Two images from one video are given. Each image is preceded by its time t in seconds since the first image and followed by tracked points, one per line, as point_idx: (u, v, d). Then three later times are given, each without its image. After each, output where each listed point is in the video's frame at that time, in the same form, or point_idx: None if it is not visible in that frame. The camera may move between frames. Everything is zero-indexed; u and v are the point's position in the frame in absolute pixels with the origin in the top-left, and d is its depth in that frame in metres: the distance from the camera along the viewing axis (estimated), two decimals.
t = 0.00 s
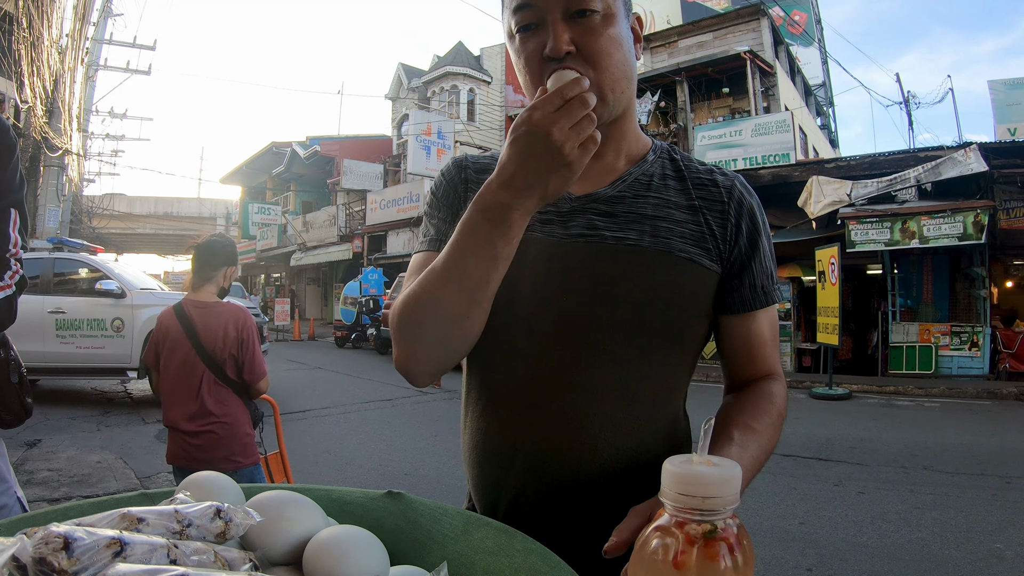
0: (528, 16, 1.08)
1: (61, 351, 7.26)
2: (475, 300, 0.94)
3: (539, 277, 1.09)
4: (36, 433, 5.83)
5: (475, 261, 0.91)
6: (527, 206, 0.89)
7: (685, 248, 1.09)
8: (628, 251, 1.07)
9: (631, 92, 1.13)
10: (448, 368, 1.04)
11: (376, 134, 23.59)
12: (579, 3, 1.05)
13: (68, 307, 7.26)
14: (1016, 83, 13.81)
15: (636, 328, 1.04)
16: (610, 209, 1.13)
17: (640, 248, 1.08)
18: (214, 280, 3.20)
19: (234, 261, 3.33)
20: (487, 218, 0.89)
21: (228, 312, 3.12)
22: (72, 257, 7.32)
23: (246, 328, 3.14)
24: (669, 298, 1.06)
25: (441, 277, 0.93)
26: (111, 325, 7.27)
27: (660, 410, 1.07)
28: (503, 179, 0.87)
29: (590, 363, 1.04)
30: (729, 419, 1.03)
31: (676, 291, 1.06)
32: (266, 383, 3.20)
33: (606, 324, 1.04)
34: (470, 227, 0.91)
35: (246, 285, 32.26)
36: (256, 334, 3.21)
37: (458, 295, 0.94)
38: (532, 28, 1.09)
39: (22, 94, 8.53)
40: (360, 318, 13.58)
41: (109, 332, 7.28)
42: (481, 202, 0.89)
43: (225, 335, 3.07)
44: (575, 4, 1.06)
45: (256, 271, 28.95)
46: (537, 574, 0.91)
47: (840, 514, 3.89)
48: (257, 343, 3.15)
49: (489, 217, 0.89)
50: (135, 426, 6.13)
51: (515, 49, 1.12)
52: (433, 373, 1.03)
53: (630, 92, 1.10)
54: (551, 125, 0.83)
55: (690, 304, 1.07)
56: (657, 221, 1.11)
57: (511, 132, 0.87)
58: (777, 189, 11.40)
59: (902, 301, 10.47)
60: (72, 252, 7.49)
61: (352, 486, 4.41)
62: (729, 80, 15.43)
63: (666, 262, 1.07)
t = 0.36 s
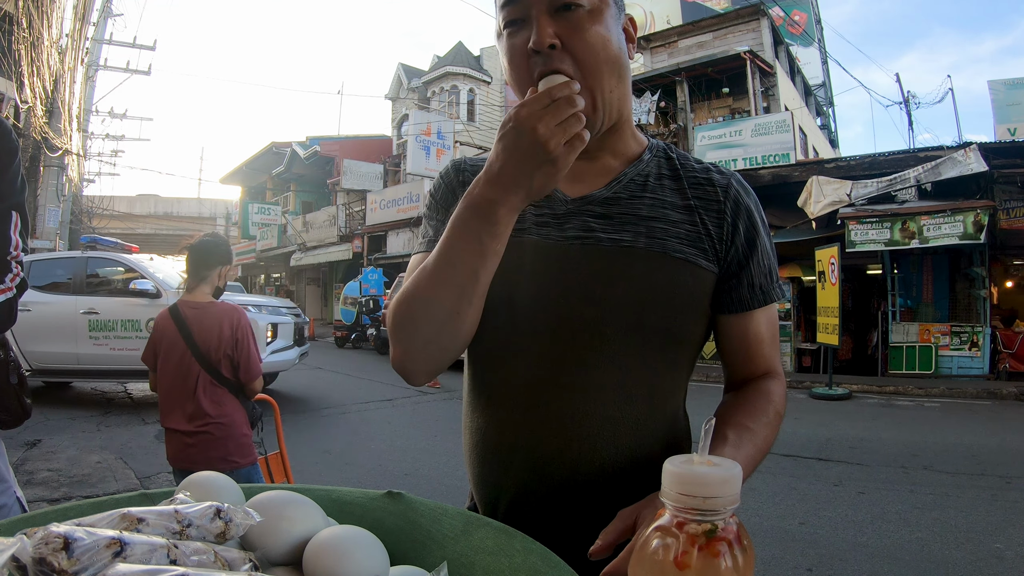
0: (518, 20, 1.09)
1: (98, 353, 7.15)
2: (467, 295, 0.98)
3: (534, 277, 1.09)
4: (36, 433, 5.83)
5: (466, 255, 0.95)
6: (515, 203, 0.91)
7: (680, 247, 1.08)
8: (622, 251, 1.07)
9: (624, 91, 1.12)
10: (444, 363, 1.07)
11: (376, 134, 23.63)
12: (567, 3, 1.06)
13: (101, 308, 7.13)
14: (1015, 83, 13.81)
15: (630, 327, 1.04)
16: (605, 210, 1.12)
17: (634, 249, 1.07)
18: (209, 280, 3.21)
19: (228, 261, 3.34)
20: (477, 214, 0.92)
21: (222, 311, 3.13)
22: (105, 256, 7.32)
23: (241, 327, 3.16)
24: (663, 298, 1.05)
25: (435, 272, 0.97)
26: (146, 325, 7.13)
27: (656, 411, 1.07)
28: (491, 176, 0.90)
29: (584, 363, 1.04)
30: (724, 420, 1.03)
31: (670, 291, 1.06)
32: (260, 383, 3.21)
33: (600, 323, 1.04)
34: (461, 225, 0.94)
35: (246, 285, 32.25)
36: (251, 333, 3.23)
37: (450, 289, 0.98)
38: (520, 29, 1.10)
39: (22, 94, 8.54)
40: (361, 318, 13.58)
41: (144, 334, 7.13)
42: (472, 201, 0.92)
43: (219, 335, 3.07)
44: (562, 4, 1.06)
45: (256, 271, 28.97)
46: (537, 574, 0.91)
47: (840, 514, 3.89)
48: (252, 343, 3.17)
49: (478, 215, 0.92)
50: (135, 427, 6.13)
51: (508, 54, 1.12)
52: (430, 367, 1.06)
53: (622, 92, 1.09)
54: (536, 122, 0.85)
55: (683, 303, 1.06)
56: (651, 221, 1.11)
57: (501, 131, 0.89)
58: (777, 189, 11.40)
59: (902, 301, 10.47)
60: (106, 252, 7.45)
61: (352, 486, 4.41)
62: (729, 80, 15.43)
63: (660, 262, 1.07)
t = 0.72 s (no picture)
0: (507, 28, 1.10)
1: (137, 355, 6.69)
2: (463, 301, 1.00)
3: (529, 280, 1.10)
4: (35, 433, 5.83)
5: (462, 264, 0.97)
6: (509, 213, 0.93)
7: (675, 247, 1.07)
8: (617, 252, 1.07)
9: (615, 92, 1.12)
10: (443, 366, 1.10)
11: (376, 134, 23.64)
12: (554, 9, 1.06)
13: (141, 308, 6.66)
14: (1016, 83, 13.81)
15: (626, 329, 1.03)
16: (601, 210, 1.12)
17: (629, 249, 1.07)
18: (203, 280, 3.18)
19: (223, 260, 3.31)
20: (470, 225, 0.94)
21: (217, 310, 3.12)
22: (142, 254, 6.86)
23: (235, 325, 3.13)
24: (658, 299, 1.04)
25: (431, 281, 1.00)
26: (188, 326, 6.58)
27: (655, 412, 1.06)
28: (484, 189, 0.91)
29: (579, 365, 1.04)
30: (723, 420, 1.02)
31: (666, 293, 1.04)
32: (257, 382, 3.20)
33: (595, 326, 1.04)
34: (456, 235, 0.96)
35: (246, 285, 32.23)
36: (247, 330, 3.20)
37: (446, 298, 1.00)
38: (508, 39, 1.11)
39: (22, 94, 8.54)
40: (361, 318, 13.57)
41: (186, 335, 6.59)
42: (466, 211, 0.94)
43: (214, 334, 3.07)
44: (549, 10, 1.06)
45: (256, 271, 28.96)
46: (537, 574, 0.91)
47: (840, 514, 3.88)
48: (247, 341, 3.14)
49: (473, 225, 0.94)
50: (135, 427, 6.13)
51: (501, 62, 1.13)
52: (430, 372, 1.09)
53: (612, 93, 1.09)
54: (525, 136, 0.86)
55: (679, 306, 1.05)
56: (647, 221, 1.10)
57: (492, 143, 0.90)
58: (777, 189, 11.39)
59: (902, 301, 10.47)
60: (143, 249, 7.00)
61: (351, 486, 4.41)
62: (729, 80, 15.43)
63: (655, 262, 1.06)
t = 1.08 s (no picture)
0: (498, 36, 1.12)
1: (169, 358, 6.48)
2: (458, 304, 1.05)
3: (526, 281, 1.10)
4: (35, 433, 5.83)
5: (458, 270, 1.02)
6: (500, 221, 0.98)
7: (670, 246, 1.07)
8: (612, 251, 1.07)
9: (609, 93, 1.12)
10: (443, 366, 1.14)
11: (376, 134, 23.66)
12: (545, 14, 1.06)
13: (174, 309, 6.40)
14: (1016, 83, 13.81)
15: (621, 330, 1.04)
16: (597, 210, 1.12)
17: (624, 249, 1.07)
18: (198, 280, 3.17)
19: (217, 259, 3.29)
20: (463, 234, 0.99)
21: (213, 311, 3.12)
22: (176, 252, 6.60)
23: (230, 326, 3.13)
24: (653, 299, 1.04)
25: (430, 286, 1.05)
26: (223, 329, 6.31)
27: (653, 412, 1.05)
28: (475, 198, 0.96)
29: (573, 366, 1.04)
30: (720, 421, 1.02)
31: (661, 293, 1.04)
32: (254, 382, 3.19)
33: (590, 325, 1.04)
34: (452, 241, 1.01)
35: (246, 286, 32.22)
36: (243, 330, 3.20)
37: (443, 301, 1.05)
38: (501, 45, 1.13)
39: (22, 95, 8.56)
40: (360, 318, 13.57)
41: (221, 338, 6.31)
42: (460, 219, 0.99)
43: (210, 334, 3.07)
44: (540, 16, 1.06)
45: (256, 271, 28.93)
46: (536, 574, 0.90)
47: (840, 514, 3.89)
48: (243, 341, 3.14)
49: (466, 232, 0.99)
50: (135, 428, 6.12)
51: (498, 68, 1.15)
52: (431, 373, 1.14)
53: (603, 97, 1.10)
54: (512, 146, 0.90)
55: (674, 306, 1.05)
56: (642, 221, 1.10)
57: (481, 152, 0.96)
58: (777, 189, 11.39)
59: (902, 301, 10.48)
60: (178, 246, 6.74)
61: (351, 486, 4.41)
62: (729, 80, 15.44)
63: (650, 261, 1.06)
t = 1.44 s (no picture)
0: (492, 40, 1.12)
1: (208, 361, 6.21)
2: (456, 305, 1.07)
3: (523, 282, 1.10)
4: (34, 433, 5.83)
5: (455, 274, 1.05)
6: (496, 224, 0.99)
7: (667, 246, 1.07)
8: (608, 252, 1.07)
9: (604, 94, 1.12)
10: (443, 367, 1.17)
11: (376, 134, 23.67)
12: (535, 18, 1.07)
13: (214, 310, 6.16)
14: (1015, 83, 13.82)
15: (619, 330, 1.04)
16: (594, 211, 1.12)
17: (620, 249, 1.07)
18: (196, 281, 3.14)
19: (213, 259, 3.25)
20: (460, 238, 1.01)
21: (211, 311, 3.13)
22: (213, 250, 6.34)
23: (229, 327, 3.13)
24: (650, 300, 1.04)
25: (428, 290, 1.08)
26: (266, 331, 6.08)
27: (652, 412, 1.05)
28: (470, 202, 0.98)
29: (572, 367, 1.04)
30: (719, 421, 1.03)
31: (658, 292, 1.04)
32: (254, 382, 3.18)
33: (587, 325, 1.05)
34: (450, 245, 1.03)
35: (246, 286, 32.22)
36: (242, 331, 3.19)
37: (442, 304, 1.07)
38: (493, 48, 1.13)
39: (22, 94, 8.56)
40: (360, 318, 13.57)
41: (263, 340, 6.08)
42: (457, 222, 1.00)
43: (209, 335, 3.07)
44: (530, 19, 1.07)
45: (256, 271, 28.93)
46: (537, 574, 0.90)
47: (840, 514, 3.89)
48: (241, 342, 3.14)
49: (463, 236, 1.01)
50: (134, 428, 6.10)
51: (492, 73, 1.15)
52: (434, 374, 1.17)
53: (598, 98, 1.10)
54: (503, 151, 0.91)
55: (672, 306, 1.04)
56: (639, 222, 1.10)
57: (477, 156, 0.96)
58: (777, 189, 11.39)
59: (902, 301, 10.47)
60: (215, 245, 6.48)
61: (351, 486, 4.41)
62: (729, 80, 15.44)
63: (646, 261, 1.06)
